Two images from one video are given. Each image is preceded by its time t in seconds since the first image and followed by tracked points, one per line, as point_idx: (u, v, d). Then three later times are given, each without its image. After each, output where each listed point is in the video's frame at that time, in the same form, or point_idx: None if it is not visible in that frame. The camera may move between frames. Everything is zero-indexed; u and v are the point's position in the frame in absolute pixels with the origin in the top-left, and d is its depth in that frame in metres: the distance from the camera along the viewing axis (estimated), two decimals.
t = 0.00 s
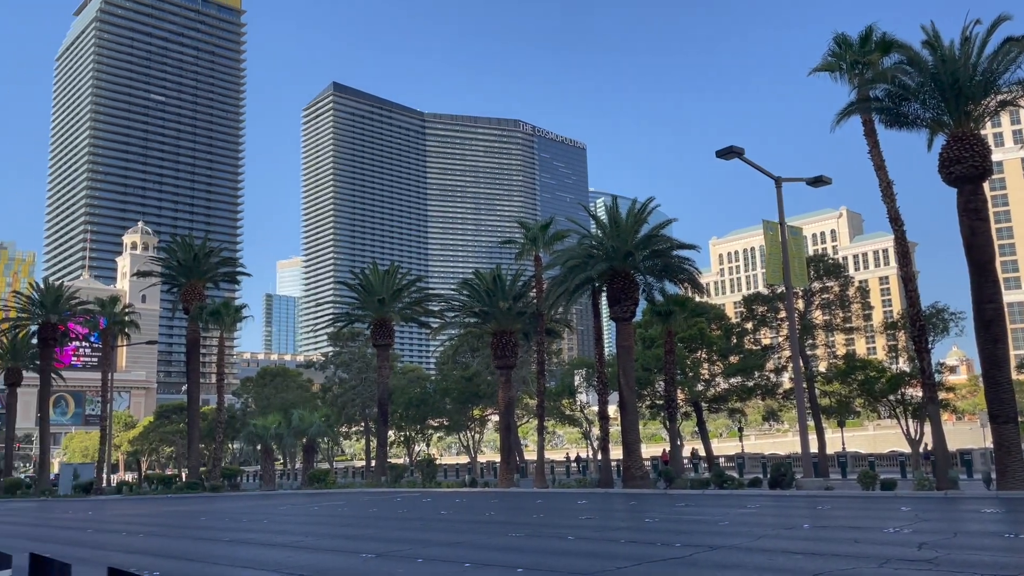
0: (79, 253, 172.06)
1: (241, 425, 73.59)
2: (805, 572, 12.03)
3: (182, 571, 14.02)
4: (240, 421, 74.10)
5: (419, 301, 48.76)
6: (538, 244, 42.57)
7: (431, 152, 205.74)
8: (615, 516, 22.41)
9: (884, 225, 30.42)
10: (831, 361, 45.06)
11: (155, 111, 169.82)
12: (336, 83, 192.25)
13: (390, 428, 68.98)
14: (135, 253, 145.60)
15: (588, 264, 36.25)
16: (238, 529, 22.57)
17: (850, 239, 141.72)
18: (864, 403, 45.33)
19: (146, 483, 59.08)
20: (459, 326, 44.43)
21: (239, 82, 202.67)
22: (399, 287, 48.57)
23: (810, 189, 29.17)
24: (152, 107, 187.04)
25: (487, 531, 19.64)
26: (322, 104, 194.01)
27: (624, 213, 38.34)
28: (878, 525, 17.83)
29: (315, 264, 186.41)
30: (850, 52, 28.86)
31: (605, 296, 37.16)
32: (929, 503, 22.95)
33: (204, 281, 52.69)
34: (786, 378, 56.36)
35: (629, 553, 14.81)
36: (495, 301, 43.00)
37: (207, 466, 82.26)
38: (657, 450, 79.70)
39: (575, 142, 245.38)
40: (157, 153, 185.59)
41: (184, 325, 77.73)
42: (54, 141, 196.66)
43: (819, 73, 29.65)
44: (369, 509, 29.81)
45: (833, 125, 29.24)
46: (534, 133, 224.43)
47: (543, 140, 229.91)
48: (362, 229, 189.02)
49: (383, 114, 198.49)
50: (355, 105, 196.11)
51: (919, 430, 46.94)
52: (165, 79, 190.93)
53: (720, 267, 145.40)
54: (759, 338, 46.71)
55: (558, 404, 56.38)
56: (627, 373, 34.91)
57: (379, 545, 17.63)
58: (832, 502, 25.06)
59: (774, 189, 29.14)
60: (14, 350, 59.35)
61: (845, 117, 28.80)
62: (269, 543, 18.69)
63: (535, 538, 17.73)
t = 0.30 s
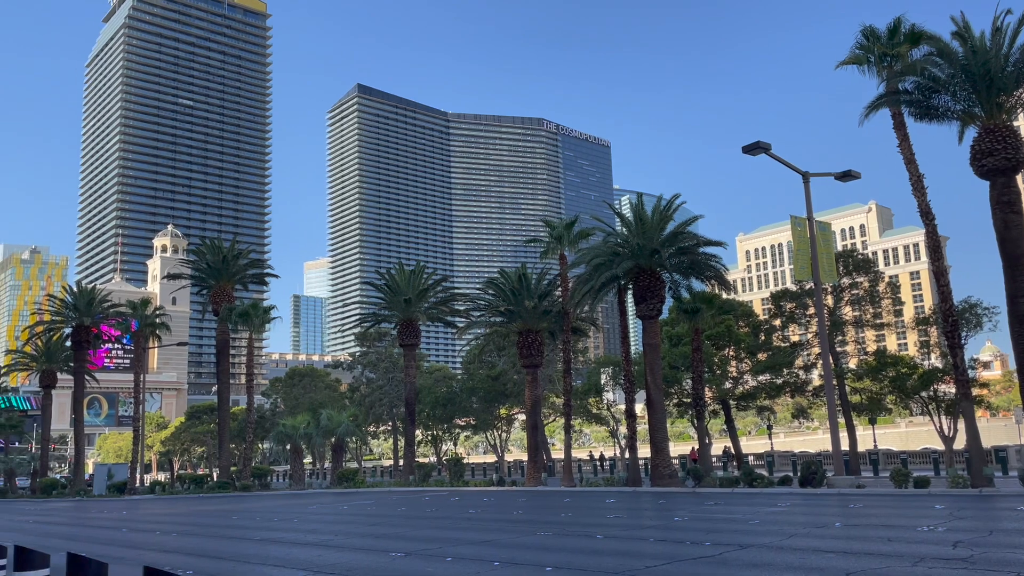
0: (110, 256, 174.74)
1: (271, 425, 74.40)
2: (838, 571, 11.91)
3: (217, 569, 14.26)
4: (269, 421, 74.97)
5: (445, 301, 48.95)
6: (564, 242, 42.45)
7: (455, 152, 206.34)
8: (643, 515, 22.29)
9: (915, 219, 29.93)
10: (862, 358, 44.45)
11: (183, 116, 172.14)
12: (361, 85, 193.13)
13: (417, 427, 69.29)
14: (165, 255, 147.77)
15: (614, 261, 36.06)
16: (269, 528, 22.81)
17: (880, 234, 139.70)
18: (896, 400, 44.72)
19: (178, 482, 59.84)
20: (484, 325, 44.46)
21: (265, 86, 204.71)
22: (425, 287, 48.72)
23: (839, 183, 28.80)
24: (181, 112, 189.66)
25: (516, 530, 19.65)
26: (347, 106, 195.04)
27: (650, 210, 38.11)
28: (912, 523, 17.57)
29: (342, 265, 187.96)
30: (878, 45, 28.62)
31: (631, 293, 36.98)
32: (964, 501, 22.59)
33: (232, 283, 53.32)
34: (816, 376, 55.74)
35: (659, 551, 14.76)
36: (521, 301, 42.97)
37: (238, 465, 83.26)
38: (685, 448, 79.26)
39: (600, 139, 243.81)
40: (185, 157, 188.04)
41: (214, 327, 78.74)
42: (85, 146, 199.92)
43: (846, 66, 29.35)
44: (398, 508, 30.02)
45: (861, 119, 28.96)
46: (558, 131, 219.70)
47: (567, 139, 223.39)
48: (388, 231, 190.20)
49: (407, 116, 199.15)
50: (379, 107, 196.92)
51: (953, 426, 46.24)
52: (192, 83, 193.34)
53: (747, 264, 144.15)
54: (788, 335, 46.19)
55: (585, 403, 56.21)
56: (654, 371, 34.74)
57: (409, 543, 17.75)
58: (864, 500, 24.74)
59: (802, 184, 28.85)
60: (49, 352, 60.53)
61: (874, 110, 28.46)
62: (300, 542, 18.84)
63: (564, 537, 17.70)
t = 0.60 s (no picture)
0: (137, 259, 177.07)
1: (297, 425, 75.07)
2: (868, 571, 11.77)
3: (247, 568, 14.40)
4: (296, 421, 75.64)
5: (468, 300, 49.14)
6: (586, 241, 42.33)
7: (476, 152, 206.68)
8: (670, 514, 22.16)
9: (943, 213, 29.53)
10: (889, 354, 43.91)
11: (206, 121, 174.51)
12: (382, 86, 194.05)
13: (442, 427, 69.54)
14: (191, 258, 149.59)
15: (637, 260, 35.91)
16: (296, 527, 23.00)
17: (907, 230, 138.10)
18: (925, 398, 44.16)
19: (205, 483, 60.37)
20: (507, 324, 44.49)
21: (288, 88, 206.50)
22: (448, 286, 48.88)
23: (865, 178, 28.49)
24: (205, 115, 191.84)
25: (541, 529, 19.61)
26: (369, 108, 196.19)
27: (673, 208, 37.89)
28: (943, 522, 17.32)
29: (365, 266, 189.34)
30: (904, 38, 28.00)
31: (655, 291, 36.84)
32: (995, 499, 22.24)
33: (258, 284, 53.77)
34: (843, 373, 55.20)
35: (685, 550, 14.68)
36: (543, 299, 42.93)
37: (265, 465, 84.04)
38: (710, 447, 78.85)
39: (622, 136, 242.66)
40: (210, 160, 190.04)
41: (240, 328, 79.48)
42: (112, 150, 202.77)
43: (871, 60, 28.90)
44: (423, 507, 30.04)
45: (887, 112, 28.61)
46: (578, 129, 219.05)
47: (589, 137, 222.30)
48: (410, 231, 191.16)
49: (428, 116, 199.88)
50: (401, 108, 197.95)
51: (982, 423, 45.61)
52: (216, 87, 195.45)
53: (772, 260, 143.07)
54: (814, 332, 45.74)
55: (609, 402, 56.03)
56: (678, 369, 34.61)
57: (436, 543, 17.80)
58: (893, 498, 24.48)
59: (827, 180, 28.59)
60: (79, 355, 61.54)
61: (900, 104, 28.08)
62: (328, 541, 18.97)
63: (590, 536, 17.69)
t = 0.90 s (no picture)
0: (159, 261, 178.88)
1: (319, 425, 75.59)
2: (894, 571, 11.61)
3: (271, 568, 14.49)
4: (317, 421, 76.11)
5: (487, 300, 49.14)
6: (606, 240, 42.19)
7: (495, 152, 206.76)
8: (692, 514, 22.04)
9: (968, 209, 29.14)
10: (914, 352, 43.41)
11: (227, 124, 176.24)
12: (400, 87, 194.67)
13: (462, 426, 69.65)
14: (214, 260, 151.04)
15: (657, 258, 35.75)
16: (320, 527, 23.13)
17: (931, 225, 136.30)
18: (951, 395, 43.57)
19: (228, 483, 60.81)
20: (527, 323, 44.46)
21: (307, 90, 207.79)
22: (468, 286, 48.94)
23: (888, 174, 28.16)
24: (225, 118, 193.57)
25: (563, 529, 19.54)
26: (387, 109, 196.95)
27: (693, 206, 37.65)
28: (971, 520, 17.06)
29: (385, 266, 190.17)
30: (927, 32, 27.46)
31: (676, 290, 36.66)
32: None
33: (280, 285, 54.13)
34: (867, 370, 54.58)
35: (709, 550, 14.57)
36: (563, 298, 42.81)
37: (287, 465, 84.66)
38: (733, 446, 78.31)
39: (641, 135, 241.80)
40: (230, 162, 191.66)
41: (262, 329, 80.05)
42: (134, 154, 205.11)
43: (894, 54, 28.51)
44: (445, 507, 30.09)
45: (911, 107, 28.29)
46: (597, 127, 218.67)
47: (608, 136, 221.83)
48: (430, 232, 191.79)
49: (447, 117, 200.30)
50: (419, 108, 198.52)
51: (1010, 420, 44.93)
52: (237, 89, 197.16)
53: (793, 257, 141.74)
54: (837, 330, 45.28)
55: (630, 401, 55.74)
56: (700, 368, 34.42)
57: (458, 543, 17.82)
58: (919, 497, 24.15)
59: (850, 176, 28.24)
60: (104, 356, 62.25)
61: (924, 98, 27.71)
62: (351, 540, 19.04)
63: (612, 536, 17.61)
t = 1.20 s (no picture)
0: (180, 263, 180.57)
1: (338, 426, 76.06)
2: (917, 571, 11.54)
3: (292, 567, 14.62)
4: (337, 422, 76.78)
5: (505, 301, 49.17)
6: (624, 239, 42.09)
7: (512, 152, 207.17)
8: (712, 513, 21.94)
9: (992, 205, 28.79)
10: (936, 351, 42.95)
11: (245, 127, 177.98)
12: (417, 88, 195.24)
13: (481, 427, 69.93)
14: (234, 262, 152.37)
15: (675, 257, 35.63)
16: (341, 527, 23.27)
17: (953, 222, 134.92)
18: (973, 394, 43.09)
19: (249, 483, 61.30)
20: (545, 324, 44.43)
21: (325, 92, 209.07)
22: (485, 287, 49.03)
23: (909, 171, 27.90)
24: (244, 121, 195.18)
25: (583, 529, 19.57)
26: (404, 110, 197.66)
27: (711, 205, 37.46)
28: (993, 521, 16.92)
29: (403, 267, 190.95)
30: (947, 27, 27.26)
31: (694, 289, 36.51)
32: None
33: (299, 287, 54.52)
34: (888, 368, 54.15)
35: (730, 550, 14.51)
36: (581, 298, 42.71)
37: (307, 466, 85.26)
38: (753, 445, 78.12)
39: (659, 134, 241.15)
40: (249, 165, 193.11)
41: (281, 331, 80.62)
42: (154, 157, 207.22)
43: (914, 51, 28.29)
44: (464, 507, 30.21)
45: (932, 104, 28.03)
46: (614, 127, 218.18)
47: (625, 135, 221.51)
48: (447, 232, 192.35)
49: (463, 117, 200.65)
50: (436, 109, 199.08)
51: None
52: (255, 93, 198.64)
53: (813, 256, 140.57)
54: (858, 328, 44.87)
55: (648, 400, 55.50)
56: (719, 368, 34.28)
57: (478, 542, 17.86)
58: (942, 497, 23.89)
59: (870, 173, 28.02)
60: (127, 357, 62.91)
61: (945, 95, 27.45)
62: (370, 540, 19.16)
63: (632, 536, 17.58)
